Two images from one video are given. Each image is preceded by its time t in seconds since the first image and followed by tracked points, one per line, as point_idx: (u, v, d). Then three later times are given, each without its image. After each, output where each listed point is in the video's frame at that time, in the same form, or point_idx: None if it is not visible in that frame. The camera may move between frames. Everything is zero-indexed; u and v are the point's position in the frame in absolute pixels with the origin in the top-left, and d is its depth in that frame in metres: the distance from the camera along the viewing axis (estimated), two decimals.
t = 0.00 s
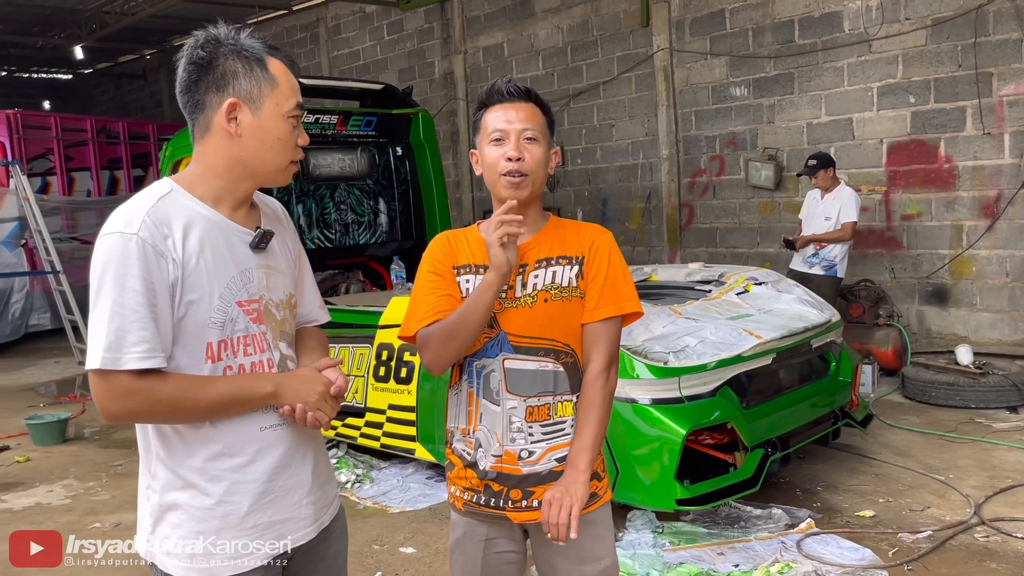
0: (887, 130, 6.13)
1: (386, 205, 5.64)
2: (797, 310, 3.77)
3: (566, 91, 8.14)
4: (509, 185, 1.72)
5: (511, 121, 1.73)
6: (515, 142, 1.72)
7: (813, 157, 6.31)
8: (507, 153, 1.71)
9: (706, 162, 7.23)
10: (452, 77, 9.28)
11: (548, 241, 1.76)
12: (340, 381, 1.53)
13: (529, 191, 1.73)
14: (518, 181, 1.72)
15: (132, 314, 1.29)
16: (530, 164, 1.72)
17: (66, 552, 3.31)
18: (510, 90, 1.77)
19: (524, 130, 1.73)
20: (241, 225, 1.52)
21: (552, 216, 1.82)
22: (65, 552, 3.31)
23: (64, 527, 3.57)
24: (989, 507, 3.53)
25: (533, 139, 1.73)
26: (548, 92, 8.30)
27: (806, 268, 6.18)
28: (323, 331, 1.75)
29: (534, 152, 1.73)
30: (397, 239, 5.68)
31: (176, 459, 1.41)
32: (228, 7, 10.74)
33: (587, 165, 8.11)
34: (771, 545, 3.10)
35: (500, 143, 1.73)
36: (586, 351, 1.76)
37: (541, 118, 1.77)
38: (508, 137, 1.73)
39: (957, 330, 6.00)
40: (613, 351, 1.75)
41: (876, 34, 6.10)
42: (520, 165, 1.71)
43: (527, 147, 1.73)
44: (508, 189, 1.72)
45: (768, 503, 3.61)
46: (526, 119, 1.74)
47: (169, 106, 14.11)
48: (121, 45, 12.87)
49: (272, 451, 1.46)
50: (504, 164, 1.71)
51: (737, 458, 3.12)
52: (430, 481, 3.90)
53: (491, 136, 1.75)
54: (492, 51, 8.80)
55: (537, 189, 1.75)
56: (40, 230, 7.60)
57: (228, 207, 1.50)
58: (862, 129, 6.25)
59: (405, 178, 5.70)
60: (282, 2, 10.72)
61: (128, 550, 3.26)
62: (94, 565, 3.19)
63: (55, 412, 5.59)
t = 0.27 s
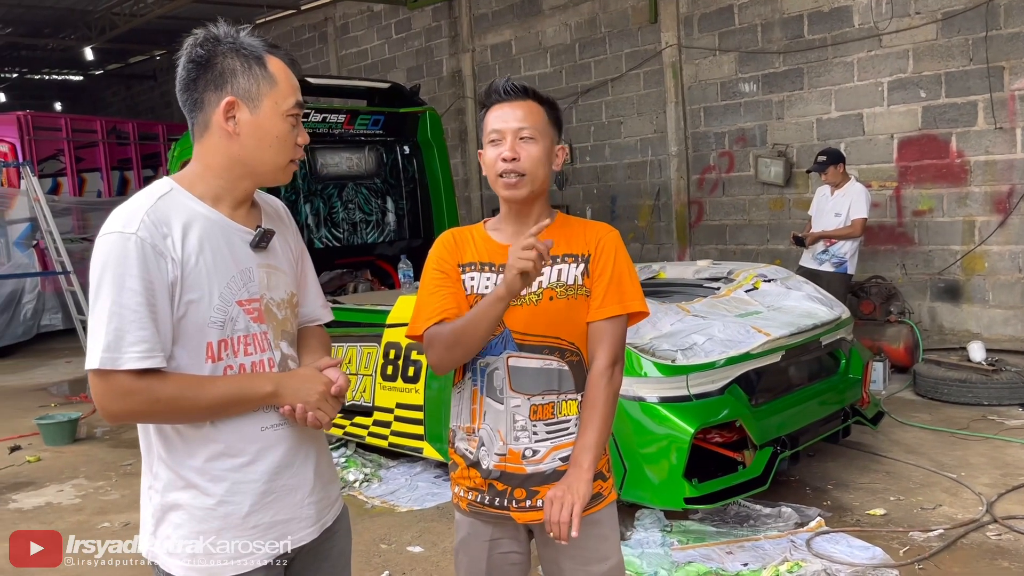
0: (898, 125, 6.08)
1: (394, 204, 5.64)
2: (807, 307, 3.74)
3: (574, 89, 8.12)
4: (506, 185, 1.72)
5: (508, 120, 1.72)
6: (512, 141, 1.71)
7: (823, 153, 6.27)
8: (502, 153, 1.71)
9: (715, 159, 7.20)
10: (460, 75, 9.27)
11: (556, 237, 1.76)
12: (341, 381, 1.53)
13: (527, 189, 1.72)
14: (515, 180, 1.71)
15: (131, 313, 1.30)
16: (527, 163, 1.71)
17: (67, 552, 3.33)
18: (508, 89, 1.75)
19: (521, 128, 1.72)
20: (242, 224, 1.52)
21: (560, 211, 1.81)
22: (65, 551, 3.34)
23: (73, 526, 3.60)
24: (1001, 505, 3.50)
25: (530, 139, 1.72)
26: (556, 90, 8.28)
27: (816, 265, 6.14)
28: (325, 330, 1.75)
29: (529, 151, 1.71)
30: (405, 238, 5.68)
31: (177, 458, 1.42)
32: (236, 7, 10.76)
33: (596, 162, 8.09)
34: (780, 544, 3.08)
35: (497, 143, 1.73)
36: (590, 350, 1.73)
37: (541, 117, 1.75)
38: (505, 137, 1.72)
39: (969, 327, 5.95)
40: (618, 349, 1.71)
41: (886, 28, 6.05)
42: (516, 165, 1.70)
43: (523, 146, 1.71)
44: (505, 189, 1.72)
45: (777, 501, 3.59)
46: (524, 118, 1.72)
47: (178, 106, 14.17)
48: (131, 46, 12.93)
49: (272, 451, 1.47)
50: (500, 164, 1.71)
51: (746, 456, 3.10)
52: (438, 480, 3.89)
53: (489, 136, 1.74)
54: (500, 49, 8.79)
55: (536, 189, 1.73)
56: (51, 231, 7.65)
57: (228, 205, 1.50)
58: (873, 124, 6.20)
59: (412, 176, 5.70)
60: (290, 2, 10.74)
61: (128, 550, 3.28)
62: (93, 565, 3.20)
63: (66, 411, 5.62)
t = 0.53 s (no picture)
0: (908, 122, 6.04)
1: (402, 204, 5.64)
2: (816, 305, 3.72)
3: (582, 87, 8.10)
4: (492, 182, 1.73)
5: (499, 118, 1.72)
6: (497, 140, 1.71)
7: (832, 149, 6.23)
8: (489, 151, 1.71)
9: (724, 157, 7.17)
10: (468, 74, 9.26)
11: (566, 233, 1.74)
12: (343, 380, 1.54)
13: (511, 186, 1.71)
14: (499, 177, 1.72)
15: (132, 313, 1.30)
16: (509, 160, 1.70)
17: (67, 552, 3.34)
18: (505, 89, 1.75)
19: (509, 124, 1.71)
20: (244, 224, 1.52)
21: (573, 208, 1.80)
22: (64, 552, 3.35)
23: (83, 526, 3.62)
24: (1013, 504, 3.47)
25: (515, 135, 1.70)
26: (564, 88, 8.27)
27: (825, 262, 6.10)
28: (329, 330, 1.75)
29: (513, 148, 1.70)
30: (413, 237, 5.68)
31: (180, 459, 1.42)
32: (245, 7, 10.79)
33: (604, 160, 8.06)
34: (789, 543, 3.06)
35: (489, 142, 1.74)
36: (600, 349, 1.72)
37: (536, 113, 1.71)
38: (495, 135, 1.73)
39: (981, 324, 5.91)
40: (626, 348, 1.70)
41: (896, 24, 6.00)
42: (500, 162, 1.70)
43: (509, 143, 1.70)
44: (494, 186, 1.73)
45: (786, 500, 3.57)
46: (515, 114, 1.71)
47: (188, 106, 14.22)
48: (140, 47, 12.99)
49: (275, 451, 1.47)
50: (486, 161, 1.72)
51: (754, 455, 3.09)
52: (446, 479, 3.89)
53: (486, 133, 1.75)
54: (508, 48, 8.78)
55: (523, 184, 1.71)
56: (62, 232, 7.69)
57: (230, 205, 1.50)
58: (882, 120, 6.16)
59: (420, 175, 5.70)
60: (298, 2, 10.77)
61: (125, 551, 3.28)
62: (93, 565, 3.21)
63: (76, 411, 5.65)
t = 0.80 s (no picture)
0: (918, 118, 6.00)
1: (409, 203, 5.64)
2: (824, 303, 3.70)
3: (589, 85, 8.09)
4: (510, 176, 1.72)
5: (515, 114, 1.72)
6: (513, 134, 1.72)
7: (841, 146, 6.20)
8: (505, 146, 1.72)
9: (732, 154, 7.14)
10: (476, 73, 9.25)
11: (580, 232, 1.73)
12: (347, 381, 1.53)
13: (527, 180, 1.71)
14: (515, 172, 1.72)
15: (135, 313, 1.31)
16: (527, 153, 1.69)
17: (66, 553, 3.36)
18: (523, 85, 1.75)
19: (525, 119, 1.71)
20: (248, 224, 1.53)
21: (591, 206, 1.79)
22: (66, 551, 3.37)
23: (92, 525, 3.64)
24: None
25: (532, 129, 1.70)
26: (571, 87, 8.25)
27: (834, 260, 6.07)
28: (334, 330, 1.75)
29: (530, 142, 1.69)
30: (420, 236, 5.69)
31: (184, 458, 1.43)
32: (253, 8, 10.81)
33: (612, 159, 8.04)
34: (798, 543, 3.04)
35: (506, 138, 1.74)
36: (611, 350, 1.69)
37: (553, 109, 1.71)
38: (512, 131, 1.73)
39: (992, 322, 5.87)
40: (638, 353, 1.66)
41: (905, 20, 5.96)
42: (515, 156, 1.71)
43: (525, 137, 1.70)
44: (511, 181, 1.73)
45: (795, 499, 3.56)
46: (530, 108, 1.71)
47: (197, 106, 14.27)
48: (149, 48, 13.04)
49: (279, 451, 1.48)
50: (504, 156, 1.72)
51: (763, 454, 3.04)
52: (453, 478, 3.89)
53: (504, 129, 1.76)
54: (515, 46, 8.77)
55: (540, 179, 1.70)
56: (71, 232, 7.73)
57: (234, 205, 1.51)
58: (892, 117, 6.12)
59: (427, 175, 5.70)
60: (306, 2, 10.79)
61: (127, 550, 3.30)
62: (93, 565, 3.23)
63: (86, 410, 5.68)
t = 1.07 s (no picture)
0: (928, 116, 5.96)
1: (417, 202, 5.64)
2: (833, 301, 3.68)
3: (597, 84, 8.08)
4: (533, 175, 1.71)
5: (537, 111, 1.71)
6: (535, 133, 1.71)
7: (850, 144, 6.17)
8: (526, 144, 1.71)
9: (741, 152, 7.12)
10: (483, 72, 9.25)
11: (597, 232, 1.73)
12: (354, 380, 1.53)
13: (551, 178, 1.70)
14: (540, 171, 1.71)
15: (143, 311, 1.32)
16: (550, 152, 1.69)
17: (67, 553, 3.38)
18: (543, 80, 1.75)
19: (548, 117, 1.70)
20: (256, 222, 1.53)
21: (609, 205, 1.78)
22: (64, 552, 3.38)
23: (102, 523, 3.66)
24: None
25: (554, 128, 1.69)
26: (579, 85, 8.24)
27: (843, 259, 6.05)
28: (343, 330, 1.75)
29: (553, 140, 1.69)
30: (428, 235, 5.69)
31: (190, 456, 1.44)
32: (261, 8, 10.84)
33: (620, 157, 8.03)
34: (807, 542, 3.03)
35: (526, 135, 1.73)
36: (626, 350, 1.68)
37: (575, 105, 1.71)
38: (532, 128, 1.72)
39: (1003, 320, 5.83)
40: (652, 355, 1.65)
41: (914, 17, 5.93)
42: (539, 154, 1.69)
43: (548, 136, 1.69)
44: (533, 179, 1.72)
45: (804, 498, 3.55)
46: (553, 106, 1.70)
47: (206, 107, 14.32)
48: (159, 49, 13.10)
49: (285, 450, 1.48)
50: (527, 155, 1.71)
51: (771, 453, 3.06)
52: (461, 477, 3.90)
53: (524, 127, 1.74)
54: (522, 45, 8.77)
55: (564, 177, 1.70)
56: (81, 232, 7.78)
57: (241, 203, 1.51)
58: (902, 115, 6.09)
59: (435, 174, 5.70)
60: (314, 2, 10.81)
61: (128, 550, 3.32)
62: (93, 565, 3.24)
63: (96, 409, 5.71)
